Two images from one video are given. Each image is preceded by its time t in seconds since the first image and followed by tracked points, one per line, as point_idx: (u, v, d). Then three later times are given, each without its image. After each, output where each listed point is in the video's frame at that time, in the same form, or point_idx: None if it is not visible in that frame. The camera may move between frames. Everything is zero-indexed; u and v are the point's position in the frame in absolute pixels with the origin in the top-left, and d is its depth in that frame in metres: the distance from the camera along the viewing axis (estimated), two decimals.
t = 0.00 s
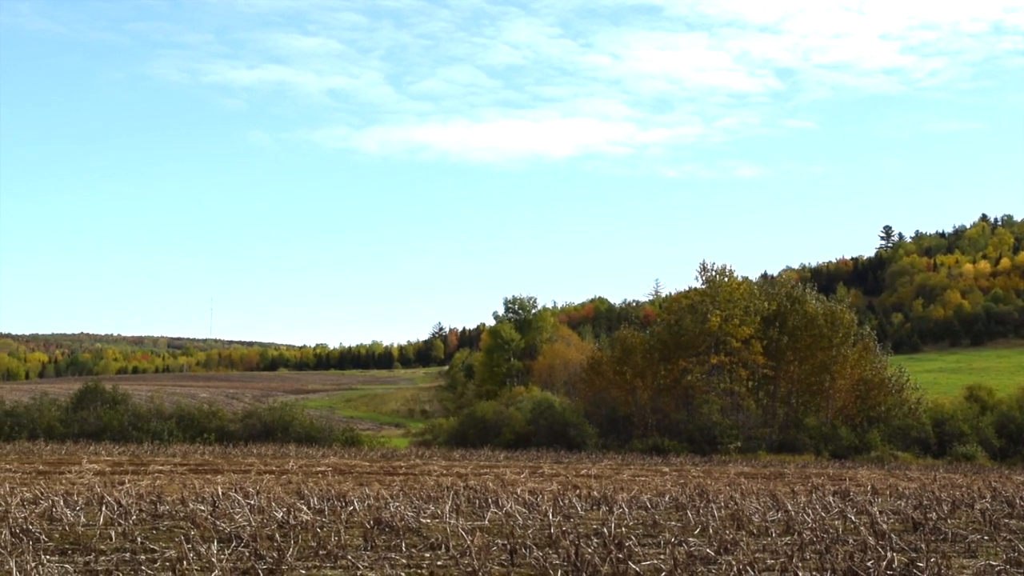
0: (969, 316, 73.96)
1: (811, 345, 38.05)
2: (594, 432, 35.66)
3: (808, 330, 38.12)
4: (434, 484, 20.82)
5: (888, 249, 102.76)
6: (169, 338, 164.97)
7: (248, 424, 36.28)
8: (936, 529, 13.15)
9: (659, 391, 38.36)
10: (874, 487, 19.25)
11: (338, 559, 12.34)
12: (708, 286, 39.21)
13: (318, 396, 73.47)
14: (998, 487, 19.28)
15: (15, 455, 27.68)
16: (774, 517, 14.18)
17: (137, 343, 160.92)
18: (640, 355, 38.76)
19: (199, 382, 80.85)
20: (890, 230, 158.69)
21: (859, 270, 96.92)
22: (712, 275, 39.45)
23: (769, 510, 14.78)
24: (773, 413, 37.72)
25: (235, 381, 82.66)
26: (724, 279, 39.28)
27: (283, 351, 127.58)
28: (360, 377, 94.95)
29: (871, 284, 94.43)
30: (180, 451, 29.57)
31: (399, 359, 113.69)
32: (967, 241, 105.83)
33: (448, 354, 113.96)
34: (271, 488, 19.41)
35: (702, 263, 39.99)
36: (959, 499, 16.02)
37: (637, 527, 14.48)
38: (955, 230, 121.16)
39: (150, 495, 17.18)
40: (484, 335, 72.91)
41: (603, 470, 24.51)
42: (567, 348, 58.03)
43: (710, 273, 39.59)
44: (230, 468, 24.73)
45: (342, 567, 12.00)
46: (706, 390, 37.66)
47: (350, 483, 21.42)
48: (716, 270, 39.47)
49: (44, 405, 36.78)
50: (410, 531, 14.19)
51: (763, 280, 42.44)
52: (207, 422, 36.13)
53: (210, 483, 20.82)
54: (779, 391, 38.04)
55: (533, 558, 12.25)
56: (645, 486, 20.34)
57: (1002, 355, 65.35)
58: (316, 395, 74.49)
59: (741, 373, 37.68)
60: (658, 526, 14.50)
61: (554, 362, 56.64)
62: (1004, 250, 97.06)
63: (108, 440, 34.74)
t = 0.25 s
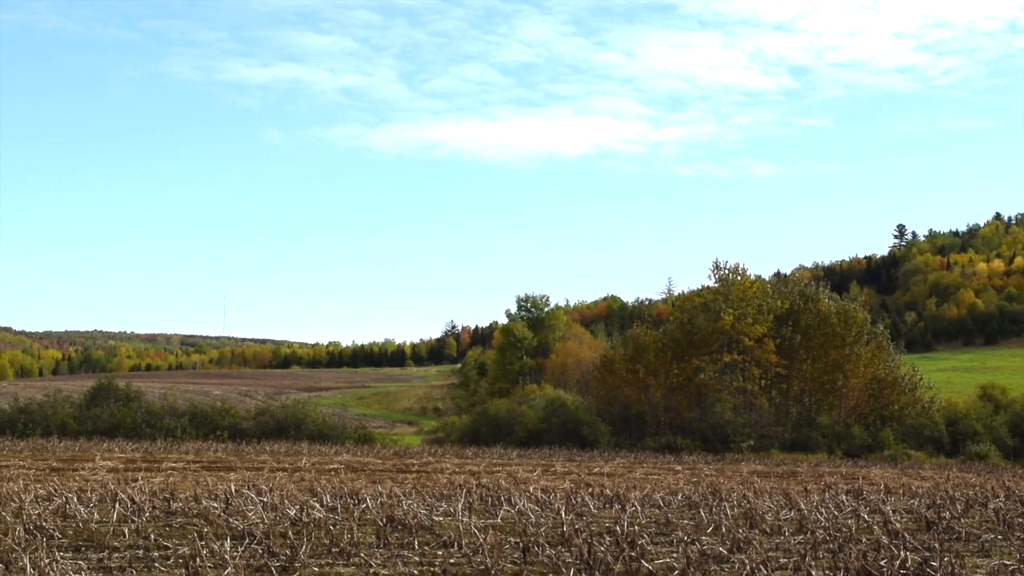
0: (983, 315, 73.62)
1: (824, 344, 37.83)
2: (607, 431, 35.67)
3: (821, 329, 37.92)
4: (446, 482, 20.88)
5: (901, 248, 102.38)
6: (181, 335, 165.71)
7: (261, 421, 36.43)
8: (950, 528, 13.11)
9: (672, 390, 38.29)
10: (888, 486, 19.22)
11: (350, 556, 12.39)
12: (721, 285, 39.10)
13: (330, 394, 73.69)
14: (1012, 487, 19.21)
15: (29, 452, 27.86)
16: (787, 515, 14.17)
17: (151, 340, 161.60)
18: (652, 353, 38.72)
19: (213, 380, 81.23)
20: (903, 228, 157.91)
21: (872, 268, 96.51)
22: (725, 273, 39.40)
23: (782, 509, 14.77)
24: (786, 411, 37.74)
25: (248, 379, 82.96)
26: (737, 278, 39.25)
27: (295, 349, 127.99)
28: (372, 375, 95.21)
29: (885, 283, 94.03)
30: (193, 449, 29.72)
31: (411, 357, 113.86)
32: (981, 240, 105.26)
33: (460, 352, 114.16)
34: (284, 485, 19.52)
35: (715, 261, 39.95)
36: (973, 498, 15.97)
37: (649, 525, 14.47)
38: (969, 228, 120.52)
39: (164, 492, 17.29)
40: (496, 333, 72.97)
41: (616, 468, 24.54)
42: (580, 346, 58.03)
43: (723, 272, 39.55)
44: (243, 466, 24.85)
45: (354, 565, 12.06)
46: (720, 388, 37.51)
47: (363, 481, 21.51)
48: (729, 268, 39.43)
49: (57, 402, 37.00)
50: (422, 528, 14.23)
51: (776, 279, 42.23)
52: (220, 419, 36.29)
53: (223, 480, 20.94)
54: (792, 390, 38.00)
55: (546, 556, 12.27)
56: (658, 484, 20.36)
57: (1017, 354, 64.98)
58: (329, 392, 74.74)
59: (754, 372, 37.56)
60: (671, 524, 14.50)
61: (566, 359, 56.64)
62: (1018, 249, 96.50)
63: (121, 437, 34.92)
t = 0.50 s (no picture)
0: (998, 312, 73.26)
1: (839, 342, 37.58)
2: (621, 429, 35.70)
3: (836, 327, 37.67)
4: (461, 480, 20.95)
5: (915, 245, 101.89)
6: (196, 335, 166.52)
7: (276, 421, 36.58)
8: (965, 526, 13.07)
9: (686, 388, 38.23)
10: (903, 484, 19.14)
11: (366, 555, 12.44)
12: (736, 283, 39.01)
13: (345, 393, 73.89)
14: None
15: (46, 452, 28.05)
16: (802, 514, 14.15)
17: (166, 340, 162.32)
18: (667, 352, 38.73)
19: (227, 379, 81.59)
20: (918, 225, 157.08)
21: (886, 266, 96.04)
22: (739, 272, 39.29)
23: (797, 507, 14.74)
24: (801, 409, 37.59)
25: (263, 379, 83.25)
26: (751, 276, 39.14)
27: (310, 348, 128.40)
28: (387, 374, 95.42)
29: (899, 281, 93.53)
30: (209, 448, 29.88)
31: (426, 356, 114.07)
32: (997, 237, 104.60)
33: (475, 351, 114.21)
34: (299, 484, 19.62)
35: (728, 260, 39.89)
36: (989, 496, 15.90)
37: (664, 524, 14.47)
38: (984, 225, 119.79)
39: (180, 492, 17.42)
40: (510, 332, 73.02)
41: (631, 467, 24.52)
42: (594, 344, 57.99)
43: (737, 270, 39.47)
44: (258, 465, 24.97)
45: (370, 564, 12.09)
46: (734, 386, 37.60)
47: (378, 480, 21.60)
48: (743, 266, 39.29)
49: (73, 402, 37.22)
50: (438, 527, 14.27)
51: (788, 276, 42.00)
52: (235, 419, 36.46)
53: (239, 479, 21.07)
54: (806, 388, 37.85)
55: (562, 555, 12.28)
56: (673, 483, 20.38)
57: None
58: (343, 392, 75.01)
59: (768, 370, 37.63)
60: (686, 522, 14.49)
61: (580, 358, 56.59)
62: None
63: (137, 436, 35.10)
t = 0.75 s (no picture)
0: (1015, 311, 72.97)
1: (855, 341, 37.53)
2: (637, 429, 35.72)
3: (852, 327, 37.63)
4: (477, 480, 20.99)
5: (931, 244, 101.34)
6: (212, 335, 167.29)
7: (291, 420, 36.73)
8: (982, 526, 13.01)
9: (702, 388, 38.09)
10: (919, 484, 19.07)
11: (382, 554, 12.49)
12: (751, 282, 38.90)
13: (360, 392, 74.07)
14: None
15: (63, 451, 28.26)
16: (818, 513, 14.12)
17: (181, 340, 163.03)
18: (682, 351, 38.67)
19: (243, 379, 81.91)
20: (933, 225, 156.15)
21: (902, 265, 95.63)
22: (755, 271, 39.20)
23: (813, 507, 14.70)
24: (817, 408, 37.43)
25: (279, 378, 83.57)
26: (767, 275, 39.08)
27: (325, 348, 128.79)
28: (402, 374, 95.61)
29: (915, 280, 93.09)
30: (225, 447, 30.04)
31: (441, 356, 114.25)
32: (1014, 237, 103.95)
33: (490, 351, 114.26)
34: (314, 483, 19.72)
35: (744, 260, 39.81)
36: (1005, 497, 15.83)
37: (680, 523, 14.47)
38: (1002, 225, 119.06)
39: (196, 491, 17.52)
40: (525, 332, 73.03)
41: (647, 467, 24.51)
42: (609, 344, 57.95)
43: (753, 269, 39.36)
44: (273, 464, 25.08)
45: (385, 563, 12.15)
46: (749, 386, 37.48)
47: (394, 479, 21.66)
48: (759, 266, 39.23)
49: (90, 401, 37.46)
50: (453, 527, 14.31)
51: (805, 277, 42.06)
52: (251, 418, 36.63)
53: (254, 478, 21.18)
54: (822, 387, 37.73)
55: (577, 555, 12.31)
56: (688, 482, 20.36)
57: None
58: (359, 391, 75.23)
59: (784, 369, 37.60)
60: (702, 522, 14.48)
61: (596, 358, 56.56)
62: None
63: (153, 435, 35.29)
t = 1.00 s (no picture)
0: None
1: (871, 341, 37.41)
2: (653, 428, 35.72)
3: (868, 326, 37.52)
4: (493, 479, 21.04)
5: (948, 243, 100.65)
6: (229, 334, 168.04)
7: (308, 419, 36.90)
8: (1000, 526, 12.95)
9: (718, 387, 38.04)
10: (936, 483, 18.98)
11: (398, 554, 12.55)
12: (767, 281, 38.82)
13: (376, 392, 74.31)
14: None
15: (80, 449, 28.47)
16: (834, 513, 14.09)
17: (198, 339, 163.78)
18: (698, 350, 38.61)
19: (259, 378, 82.28)
20: (950, 224, 155.04)
21: (919, 264, 95.16)
22: (771, 271, 39.13)
23: (829, 506, 14.67)
24: (833, 408, 37.05)
25: (296, 377, 83.88)
26: (783, 275, 38.98)
27: (341, 347, 129.18)
28: (418, 373, 95.83)
29: (931, 279, 92.58)
30: (241, 446, 30.20)
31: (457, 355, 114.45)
32: None
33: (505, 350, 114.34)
34: (331, 482, 19.82)
35: (760, 259, 39.71)
36: None
37: (696, 523, 14.46)
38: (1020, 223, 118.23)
39: (213, 489, 17.64)
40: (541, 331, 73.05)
41: (662, 466, 24.47)
42: (625, 343, 57.92)
43: (769, 268, 39.27)
44: (290, 463, 25.21)
45: (401, 562, 12.20)
46: (765, 385, 37.31)
47: (410, 478, 21.73)
48: (775, 265, 39.16)
49: (106, 400, 37.70)
50: (469, 526, 14.35)
51: (821, 275, 41.97)
52: (267, 417, 36.83)
53: (271, 477, 21.30)
54: (838, 387, 37.59)
55: (593, 554, 12.34)
56: (704, 482, 20.34)
57: None
58: (375, 390, 75.47)
59: (800, 368, 37.34)
60: (718, 522, 14.47)
61: (611, 357, 56.55)
62: None
63: (170, 434, 35.51)
